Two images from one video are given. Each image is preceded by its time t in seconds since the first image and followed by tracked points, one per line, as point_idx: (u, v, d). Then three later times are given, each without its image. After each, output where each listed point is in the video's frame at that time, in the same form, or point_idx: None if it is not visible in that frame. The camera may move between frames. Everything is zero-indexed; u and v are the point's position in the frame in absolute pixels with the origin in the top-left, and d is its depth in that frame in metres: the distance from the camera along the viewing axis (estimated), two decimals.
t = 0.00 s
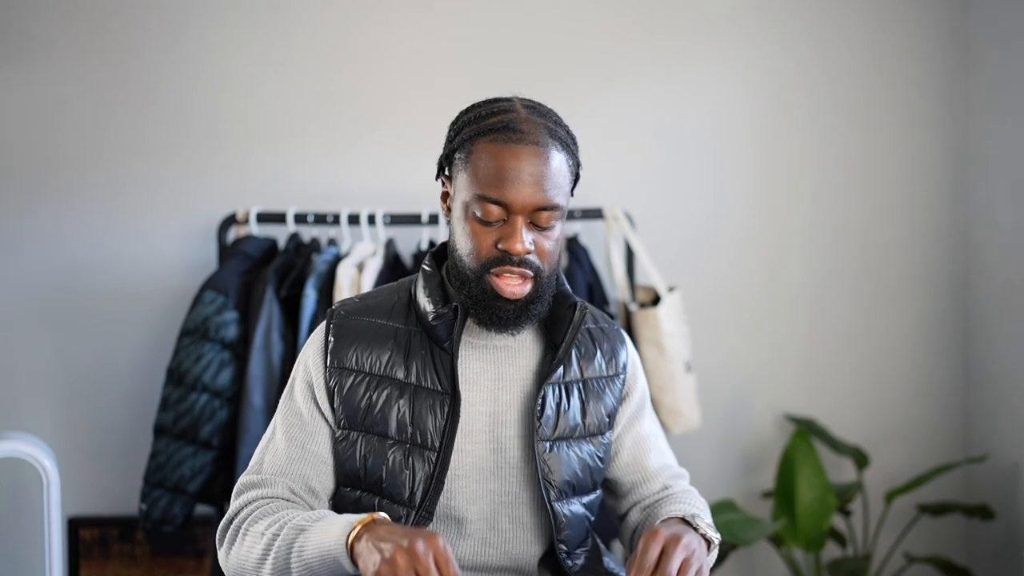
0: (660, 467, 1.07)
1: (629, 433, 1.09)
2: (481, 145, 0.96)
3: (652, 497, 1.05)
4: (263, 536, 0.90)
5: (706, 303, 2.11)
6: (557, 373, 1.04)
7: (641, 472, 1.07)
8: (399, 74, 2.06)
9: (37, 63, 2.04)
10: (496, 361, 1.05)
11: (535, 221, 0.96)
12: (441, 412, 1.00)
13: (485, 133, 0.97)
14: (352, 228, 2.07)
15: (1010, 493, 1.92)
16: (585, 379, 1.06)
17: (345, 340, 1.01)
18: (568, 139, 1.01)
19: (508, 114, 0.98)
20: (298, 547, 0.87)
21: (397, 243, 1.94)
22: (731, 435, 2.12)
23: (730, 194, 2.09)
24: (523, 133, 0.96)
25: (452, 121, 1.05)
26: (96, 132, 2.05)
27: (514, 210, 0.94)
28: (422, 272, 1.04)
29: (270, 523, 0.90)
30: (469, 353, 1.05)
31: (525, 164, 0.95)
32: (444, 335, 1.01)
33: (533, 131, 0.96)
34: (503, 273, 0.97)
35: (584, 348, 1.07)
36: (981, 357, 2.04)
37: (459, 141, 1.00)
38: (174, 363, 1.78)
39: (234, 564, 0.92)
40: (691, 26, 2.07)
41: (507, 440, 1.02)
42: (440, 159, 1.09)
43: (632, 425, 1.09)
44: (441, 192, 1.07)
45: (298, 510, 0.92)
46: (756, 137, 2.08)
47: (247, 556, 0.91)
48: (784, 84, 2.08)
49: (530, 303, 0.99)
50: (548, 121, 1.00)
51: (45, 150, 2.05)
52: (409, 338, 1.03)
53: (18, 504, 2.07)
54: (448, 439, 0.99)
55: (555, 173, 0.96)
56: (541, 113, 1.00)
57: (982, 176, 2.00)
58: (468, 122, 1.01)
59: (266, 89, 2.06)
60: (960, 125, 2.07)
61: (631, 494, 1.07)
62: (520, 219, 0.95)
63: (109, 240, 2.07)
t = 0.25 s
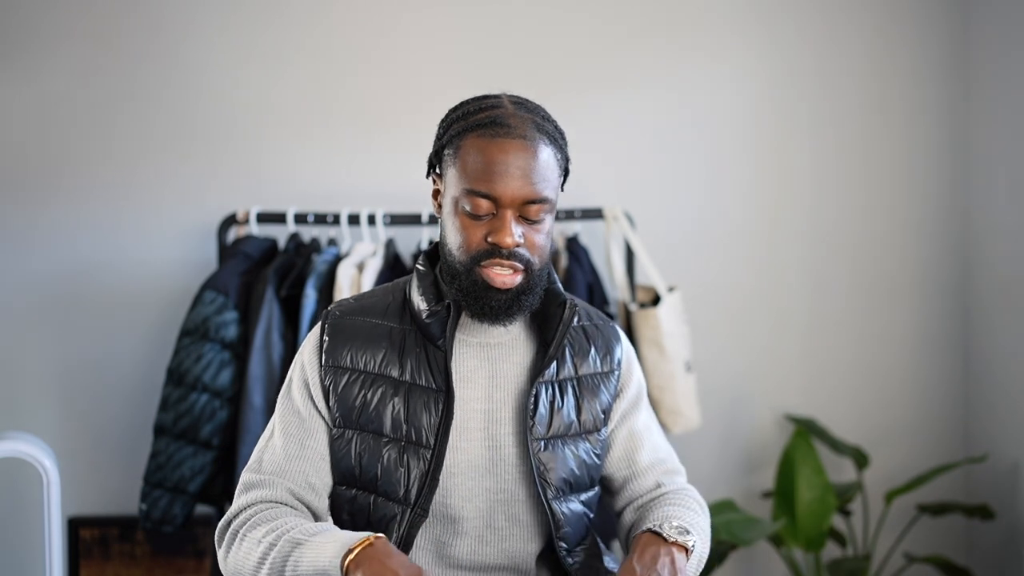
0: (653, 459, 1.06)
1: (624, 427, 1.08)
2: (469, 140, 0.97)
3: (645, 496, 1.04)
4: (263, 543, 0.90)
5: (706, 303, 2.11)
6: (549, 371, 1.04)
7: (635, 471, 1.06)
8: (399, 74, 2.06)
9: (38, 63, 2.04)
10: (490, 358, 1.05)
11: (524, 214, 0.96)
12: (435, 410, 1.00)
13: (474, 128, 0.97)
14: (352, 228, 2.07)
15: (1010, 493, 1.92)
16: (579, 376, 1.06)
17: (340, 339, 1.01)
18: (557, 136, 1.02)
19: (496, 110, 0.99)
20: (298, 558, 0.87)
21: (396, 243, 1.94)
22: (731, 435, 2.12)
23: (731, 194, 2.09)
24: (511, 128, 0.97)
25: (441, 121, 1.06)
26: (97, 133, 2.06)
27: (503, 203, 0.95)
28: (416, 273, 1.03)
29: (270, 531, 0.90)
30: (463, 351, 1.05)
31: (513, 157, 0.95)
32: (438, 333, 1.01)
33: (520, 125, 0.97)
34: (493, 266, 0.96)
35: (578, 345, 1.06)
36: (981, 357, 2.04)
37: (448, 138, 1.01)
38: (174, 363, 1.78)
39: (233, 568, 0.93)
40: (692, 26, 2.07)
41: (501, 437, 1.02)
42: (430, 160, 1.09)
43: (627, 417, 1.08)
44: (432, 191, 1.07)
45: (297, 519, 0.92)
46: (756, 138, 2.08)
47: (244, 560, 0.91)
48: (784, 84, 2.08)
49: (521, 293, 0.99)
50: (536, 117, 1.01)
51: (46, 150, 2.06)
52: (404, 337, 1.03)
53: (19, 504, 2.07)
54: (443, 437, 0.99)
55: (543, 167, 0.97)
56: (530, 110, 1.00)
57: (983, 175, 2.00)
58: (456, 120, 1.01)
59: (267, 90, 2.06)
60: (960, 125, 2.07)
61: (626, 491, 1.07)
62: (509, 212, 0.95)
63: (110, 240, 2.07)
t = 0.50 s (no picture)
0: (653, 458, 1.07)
1: (622, 426, 1.08)
2: (460, 128, 0.98)
3: (647, 494, 1.04)
4: (259, 551, 0.89)
5: (706, 303, 2.11)
6: (549, 369, 1.04)
7: (636, 468, 1.06)
8: (399, 74, 2.06)
9: (39, 63, 2.04)
10: (489, 359, 1.05)
11: (518, 198, 0.96)
12: (435, 412, 1.00)
13: (465, 117, 0.98)
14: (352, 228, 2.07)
15: (1010, 493, 1.92)
16: (578, 374, 1.06)
17: (338, 341, 1.01)
18: (547, 125, 1.03)
19: (486, 100, 1.00)
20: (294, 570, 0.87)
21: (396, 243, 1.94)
22: (731, 435, 2.12)
23: (731, 195, 2.09)
24: (501, 114, 0.98)
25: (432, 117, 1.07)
26: (97, 133, 2.06)
27: (496, 187, 0.95)
28: (412, 273, 1.04)
29: (267, 539, 0.90)
30: (462, 351, 1.05)
31: (504, 142, 0.96)
32: (437, 334, 1.01)
33: (510, 112, 0.98)
34: (488, 250, 0.96)
35: (576, 343, 1.07)
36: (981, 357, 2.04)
37: (439, 130, 1.02)
38: (174, 363, 1.78)
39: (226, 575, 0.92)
40: (692, 26, 2.07)
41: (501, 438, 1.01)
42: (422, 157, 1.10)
43: (626, 416, 1.09)
44: (425, 186, 1.08)
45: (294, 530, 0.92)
46: (756, 138, 2.08)
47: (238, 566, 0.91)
48: (784, 85, 2.08)
49: (517, 279, 0.98)
50: (527, 107, 1.02)
51: (46, 150, 2.06)
52: (402, 338, 1.03)
53: (19, 504, 2.07)
54: (442, 438, 0.99)
55: (534, 152, 0.98)
56: (519, 100, 1.02)
57: (982, 175, 2.00)
58: (447, 113, 1.02)
59: (267, 90, 2.06)
60: (960, 126, 2.07)
61: (627, 489, 1.07)
62: (502, 195, 0.95)
63: (110, 240, 2.07)
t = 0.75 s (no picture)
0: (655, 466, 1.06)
1: (623, 431, 1.08)
2: (458, 130, 0.98)
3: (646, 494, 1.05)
4: (252, 543, 0.90)
5: (706, 303, 2.11)
6: (548, 370, 1.04)
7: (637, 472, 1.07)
8: (399, 74, 2.06)
9: (38, 63, 2.04)
10: (487, 358, 1.04)
11: (516, 201, 0.96)
12: (433, 411, 0.99)
13: (462, 120, 0.99)
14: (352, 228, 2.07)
15: (1010, 492, 1.92)
16: (578, 375, 1.06)
17: (337, 342, 1.01)
18: (545, 126, 1.03)
19: (484, 102, 1.00)
20: (285, 559, 0.87)
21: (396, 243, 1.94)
22: (731, 435, 2.13)
23: (731, 195, 2.09)
24: (498, 117, 0.98)
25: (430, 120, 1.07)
26: (97, 133, 2.06)
27: (494, 190, 0.95)
28: (411, 274, 1.04)
29: (260, 532, 0.90)
30: (461, 350, 1.04)
31: (502, 145, 0.96)
32: (435, 334, 1.01)
33: (507, 114, 0.98)
34: (486, 254, 0.96)
35: (576, 344, 1.06)
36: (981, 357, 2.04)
37: (437, 133, 1.02)
38: (174, 363, 1.78)
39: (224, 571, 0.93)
40: (691, 26, 2.07)
41: (501, 438, 1.01)
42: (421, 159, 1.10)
43: (629, 422, 1.08)
44: (424, 189, 1.08)
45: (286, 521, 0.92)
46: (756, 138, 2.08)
47: (235, 562, 0.91)
48: (783, 85, 2.08)
49: (516, 281, 0.98)
50: (525, 109, 1.02)
51: (45, 150, 2.05)
52: (401, 338, 1.03)
53: (19, 504, 2.07)
54: (440, 438, 0.99)
55: (532, 155, 0.98)
56: (517, 102, 1.02)
57: (982, 175, 2.00)
58: (444, 115, 1.02)
59: (267, 90, 2.06)
60: (960, 126, 2.07)
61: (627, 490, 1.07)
62: (501, 199, 0.95)
63: (109, 240, 2.07)
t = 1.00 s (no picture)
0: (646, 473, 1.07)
1: (620, 434, 1.08)
2: (451, 130, 0.98)
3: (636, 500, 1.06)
4: (257, 544, 0.91)
5: (706, 303, 2.11)
6: (548, 370, 1.04)
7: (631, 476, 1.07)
8: (399, 75, 2.06)
9: (39, 63, 2.04)
10: (487, 359, 1.04)
11: (509, 200, 0.96)
12: (433, 411, 0.99)
13: (456, 119, 0.98)
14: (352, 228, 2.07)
15: (1010, 492, 1.92)
16: (577, 376, 1.05)
17: (337, 342, 1.01)
18: (539, 125, 1.02)
19: (477, 101, 1.00)
20: (291, 559, 0.88)
21: (396, 243, 1.94)
22: (731, 435, 2.13)
23: (731, 195, 2.09)
24: (491, 116, 0.97)
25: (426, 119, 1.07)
26: (97, 133, 2.06)
27: (487, 189, 0.95)
28: (411, 274, 1.03)
29: (264, 532, 0.91)
30: (461, 350, 1.04)
31: (494, 144, 0.96)
32: (435, 334, 1.01)
33: (501, 113, 0.98)
34: (480, 253, 0.96)
35: (576, 344, 1.06)
36: (981, 357, 2.04)
37: (432, 132, 1.02)
38: (174, 363, 1.78)
39: (229, 571, 0.94)
40: (692, 26, 2.07)
41: (501, 438, 1.01)
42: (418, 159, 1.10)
43: (625, 426, 1.08)
44: (421, 188, 1.08)
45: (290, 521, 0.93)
46: (756, 138, 2.08)
47: (240, 563, 0.92)
48: (783, 85, 2.08)
49: (512, 281, 0.98)
50: (519, 107, 1.02)
51: (45, 151, 2.06)
52: (401, 339, 1.03)
53: (19, 504, 2.07)
54: (441, 438, 0.99)
55: (526, 154, 0.97)
56: (511, 100, 1.01)
57: (982, 175, 2.00)
58: (439, 114, 1.02)
59: (267, 90, 2.06)
60: (960, 126, 2.07)
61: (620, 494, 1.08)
62: (494, 198, 0.95)
63: (109, 240, 2.07)
